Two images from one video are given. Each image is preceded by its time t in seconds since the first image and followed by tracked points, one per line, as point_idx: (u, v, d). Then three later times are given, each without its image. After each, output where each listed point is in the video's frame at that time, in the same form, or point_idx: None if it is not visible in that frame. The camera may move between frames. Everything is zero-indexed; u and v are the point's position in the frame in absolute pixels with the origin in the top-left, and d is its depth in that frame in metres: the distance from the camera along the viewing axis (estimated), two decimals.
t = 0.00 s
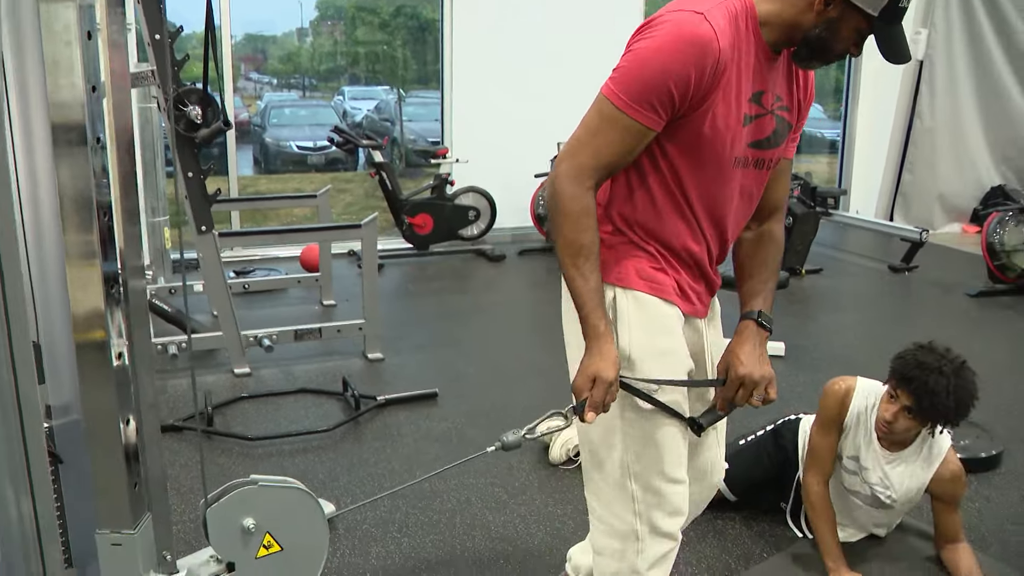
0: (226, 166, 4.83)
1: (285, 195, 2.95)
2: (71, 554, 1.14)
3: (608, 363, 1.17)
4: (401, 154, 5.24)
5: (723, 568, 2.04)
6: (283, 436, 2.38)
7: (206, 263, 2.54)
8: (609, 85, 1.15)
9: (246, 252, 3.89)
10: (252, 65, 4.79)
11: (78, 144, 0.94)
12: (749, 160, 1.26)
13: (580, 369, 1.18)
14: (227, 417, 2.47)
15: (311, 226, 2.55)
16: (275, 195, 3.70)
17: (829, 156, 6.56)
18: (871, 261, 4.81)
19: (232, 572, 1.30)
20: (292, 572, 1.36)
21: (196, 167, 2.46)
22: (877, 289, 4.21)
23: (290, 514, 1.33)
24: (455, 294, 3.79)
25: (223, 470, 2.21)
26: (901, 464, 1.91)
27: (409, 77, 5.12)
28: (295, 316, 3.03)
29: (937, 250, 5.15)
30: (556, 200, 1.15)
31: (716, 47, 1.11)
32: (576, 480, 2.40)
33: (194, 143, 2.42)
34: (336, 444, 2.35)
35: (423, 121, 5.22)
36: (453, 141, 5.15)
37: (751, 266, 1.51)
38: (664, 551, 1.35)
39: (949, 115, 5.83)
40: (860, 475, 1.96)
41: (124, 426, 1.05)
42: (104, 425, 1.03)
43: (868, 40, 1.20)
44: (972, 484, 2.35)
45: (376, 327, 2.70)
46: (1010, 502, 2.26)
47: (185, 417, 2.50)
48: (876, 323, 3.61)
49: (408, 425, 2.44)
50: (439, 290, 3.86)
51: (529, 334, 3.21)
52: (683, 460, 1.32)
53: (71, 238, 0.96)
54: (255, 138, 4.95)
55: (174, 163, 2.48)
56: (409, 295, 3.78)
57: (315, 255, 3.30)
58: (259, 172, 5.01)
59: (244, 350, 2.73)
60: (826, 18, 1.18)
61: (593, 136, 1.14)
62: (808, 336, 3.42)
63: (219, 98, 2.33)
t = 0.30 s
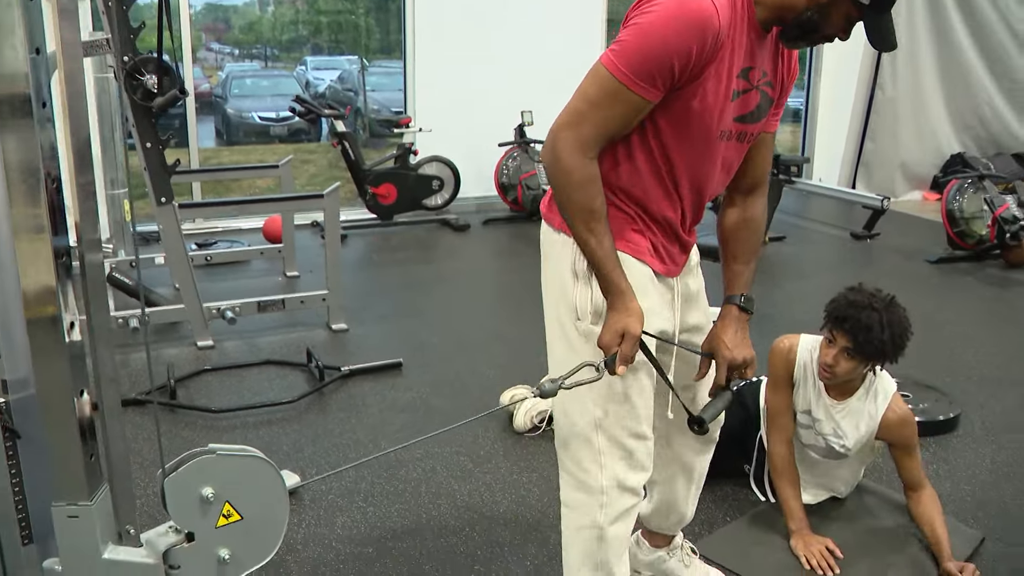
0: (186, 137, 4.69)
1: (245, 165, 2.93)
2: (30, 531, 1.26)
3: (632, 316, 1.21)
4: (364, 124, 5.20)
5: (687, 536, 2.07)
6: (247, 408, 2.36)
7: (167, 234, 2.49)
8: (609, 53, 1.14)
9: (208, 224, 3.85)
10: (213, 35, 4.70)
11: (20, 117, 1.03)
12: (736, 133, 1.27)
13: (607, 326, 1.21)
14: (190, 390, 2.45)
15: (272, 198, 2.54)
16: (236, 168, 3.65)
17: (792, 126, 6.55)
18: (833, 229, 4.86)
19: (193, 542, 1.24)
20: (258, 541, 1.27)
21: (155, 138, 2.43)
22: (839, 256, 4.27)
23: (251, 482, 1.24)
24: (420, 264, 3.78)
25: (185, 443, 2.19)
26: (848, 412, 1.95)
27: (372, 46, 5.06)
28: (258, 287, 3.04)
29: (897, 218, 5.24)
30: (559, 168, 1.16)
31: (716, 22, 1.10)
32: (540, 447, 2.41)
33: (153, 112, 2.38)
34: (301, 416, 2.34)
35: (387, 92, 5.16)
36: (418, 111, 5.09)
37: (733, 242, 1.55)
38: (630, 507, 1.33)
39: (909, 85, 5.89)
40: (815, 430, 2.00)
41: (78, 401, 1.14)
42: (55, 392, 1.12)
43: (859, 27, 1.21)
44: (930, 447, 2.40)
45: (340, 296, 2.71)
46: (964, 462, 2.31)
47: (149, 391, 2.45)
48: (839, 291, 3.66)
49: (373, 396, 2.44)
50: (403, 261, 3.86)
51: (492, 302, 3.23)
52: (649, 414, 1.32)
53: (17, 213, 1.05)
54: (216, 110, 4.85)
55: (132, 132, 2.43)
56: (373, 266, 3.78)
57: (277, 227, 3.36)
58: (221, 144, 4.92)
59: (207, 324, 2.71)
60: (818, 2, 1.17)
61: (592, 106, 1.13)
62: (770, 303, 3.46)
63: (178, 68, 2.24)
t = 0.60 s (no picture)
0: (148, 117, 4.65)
1: (208, 143, 2.94)
2: None
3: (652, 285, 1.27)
4: (330, 101, 5.19)
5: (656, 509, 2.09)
6: (214, 387, 2.35)
7: (130, 214, 2.46)
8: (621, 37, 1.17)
9: (172, 204, 3.81)
10: (176, 12, 4.61)
11: None
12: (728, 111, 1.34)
13: (626, 293, 1.27)
14: (156, 369, 2.44)
15: (235, 175, 2.53)
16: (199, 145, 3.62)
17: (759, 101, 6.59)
18: (798, 203, 4.92)
19: (154, 521, 1.24)
20: (220, 520, 1.28)
21: (116, 117, 2.37)
22: (806, 231, 4.31)
23: (214, 460, 1.26)
24: (388, 242, 3.79)
25: (149, 422, 2.17)
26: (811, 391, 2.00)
27: (337, 22, 4.98)
28: (225, 267, 3.06)
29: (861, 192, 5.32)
30: (576, 149, 1.19)
31: (724, 10, 1.14)
32: (507, 422, 2.42)
33: (112, 90, 2.33)
34: (267, 395, 2.34)
35: (352, 69, 5.09)
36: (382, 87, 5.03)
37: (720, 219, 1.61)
38: (609, 467, 1.35)
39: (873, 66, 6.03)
40: (774, 407, 2.06)
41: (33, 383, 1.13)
42: (12, 376, 1.11)
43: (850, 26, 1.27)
44: (893, 419, 2.45)
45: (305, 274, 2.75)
46: (926, 433, 2.37)
47: (114, 370, 2.41)
48: (804, 265, 3.71)
49: (340, 374, 2.44)
50: (370, 238, 3.86)
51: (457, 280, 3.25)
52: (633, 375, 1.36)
53: None
54: (179, 88, 4.77)
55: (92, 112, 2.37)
56: (340, 244, 3.77)
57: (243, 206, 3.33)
58: (186, 123, 4.86)
59: (172, 304, 2.70)
60: (814, 5, 1.23)
61: (607, 91, 1.17)
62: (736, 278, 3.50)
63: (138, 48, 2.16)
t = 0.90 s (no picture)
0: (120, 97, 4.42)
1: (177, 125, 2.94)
2: None
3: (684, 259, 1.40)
4: (305, 82, 5.17)
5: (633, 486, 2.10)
6: (190, 370, 2.34)
7: (101, 196, 2.43)
8: (636, 32, 1.21)
9: (145, 186, 3.77)
10: None
11: None
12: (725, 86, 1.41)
13: (664, 269, 1.38)
14: (131, 353, 2.42)
15: (206, 156, 2.51)
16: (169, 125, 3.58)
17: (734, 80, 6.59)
18: (774, 182, 4.95)
19: (126, 503, 1.23)
20: (192, 502, 1.27)
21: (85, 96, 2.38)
22: (782, 209, 4.34)
23: (186, 443, 1.24)
24: (364, 223, 3.79)
25: (121, 403, 2.15)
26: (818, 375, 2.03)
27: (312, 3, 4.89)
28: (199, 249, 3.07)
29: (835, 170, 5.37)
30: (606, 144, 1.25)
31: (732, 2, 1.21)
32: (484, 402, 2.42)
33: (81, 71, 2.33)
34: (243, 376, 2.33)
35: (326, 49, 5.00)
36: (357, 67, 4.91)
37: (715, 198, 1.67)
38: (602, 421, 1.44)
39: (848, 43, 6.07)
40: (777, 388, 2.08)
41: None
42: None
43: (837, 21, 1.31)
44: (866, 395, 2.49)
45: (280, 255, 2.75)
46: (899, 409, 2.41)
47: (87, 355, 2.37)
48: (780, 243, 3.75)
49: (316, 355, 2.45)
50: (345, 219, 3.85)
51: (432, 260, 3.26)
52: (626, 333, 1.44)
53: None
54: (151, 70, 4.68)
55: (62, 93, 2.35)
56: (315, 225, 3.77)
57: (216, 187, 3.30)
58: (159, 105, 4.79)
59: (145, 287, 2.68)
60: None
61: (631, 86, 1.21)
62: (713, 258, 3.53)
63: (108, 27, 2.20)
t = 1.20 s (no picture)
0: (84, 90, 4.33)
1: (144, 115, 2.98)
2: None
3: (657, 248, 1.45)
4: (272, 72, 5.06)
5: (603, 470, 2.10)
6: (158, 363, 2.32)
7: (65, 188, 2.39)
8: (627, 25, 1.20)
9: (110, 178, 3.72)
10: None
11: None
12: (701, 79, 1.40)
13: (637, 257, 1.43)
14: (97, 347, 2.40)
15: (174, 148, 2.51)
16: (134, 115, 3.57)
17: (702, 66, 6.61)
18: (743, 168, 4.99)
19: (88, 497, 1.19)
20: (156, 496, 1.24)
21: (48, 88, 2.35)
22: (750, 196, 4.37)
23: (150, 435, 1.21)
24: (333, 213, 3.79)
25: (87, 398, 2.13)
26: (814, 351, 2.08)
27: None
28: (166, 241, 3.09)
29: (802, 156, 5.43)
30: (593, 136, 1.24)
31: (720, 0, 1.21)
32: (454, 391, 2.42)
33: (42, 60, 2.30)
34: (212, 369, 2.32)
35: (294, 39, 4.96)
36: (323, 57, 4.86)
37: (685, 187, 1.66)
38: (542, 397, 1.53)
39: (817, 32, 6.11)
40: (775, 363, 2.13)
41: None
42: None
43: (816, 22, 1.32)
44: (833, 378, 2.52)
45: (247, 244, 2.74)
46: (865, 394, 2.45)
47: (52, 350, 2.34)
48: (750, 229, 3.79)
49: (285, 347, 2.45)
50: (314, 210, 3.85)
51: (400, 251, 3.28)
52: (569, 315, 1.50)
53: None
54: (116, 61, 4.59)
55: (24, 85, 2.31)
56: (283, 215, 3.76)
57: (184, 178, 3.29)
58: (124, 95, 4.70)
59: (111, 279, 2.66)
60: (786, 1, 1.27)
61: (622, 79, 1.21)
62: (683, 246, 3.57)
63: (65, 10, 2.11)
